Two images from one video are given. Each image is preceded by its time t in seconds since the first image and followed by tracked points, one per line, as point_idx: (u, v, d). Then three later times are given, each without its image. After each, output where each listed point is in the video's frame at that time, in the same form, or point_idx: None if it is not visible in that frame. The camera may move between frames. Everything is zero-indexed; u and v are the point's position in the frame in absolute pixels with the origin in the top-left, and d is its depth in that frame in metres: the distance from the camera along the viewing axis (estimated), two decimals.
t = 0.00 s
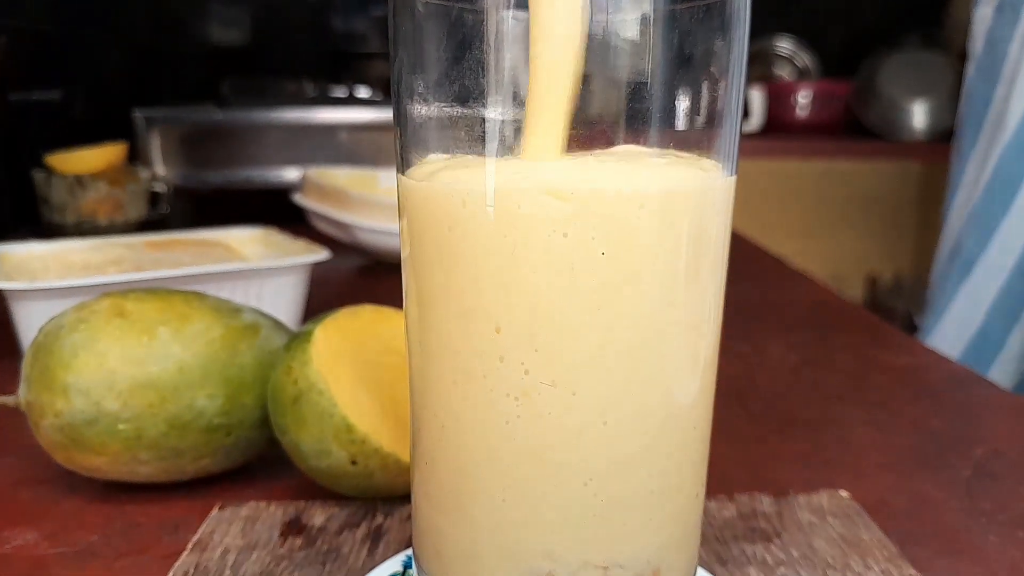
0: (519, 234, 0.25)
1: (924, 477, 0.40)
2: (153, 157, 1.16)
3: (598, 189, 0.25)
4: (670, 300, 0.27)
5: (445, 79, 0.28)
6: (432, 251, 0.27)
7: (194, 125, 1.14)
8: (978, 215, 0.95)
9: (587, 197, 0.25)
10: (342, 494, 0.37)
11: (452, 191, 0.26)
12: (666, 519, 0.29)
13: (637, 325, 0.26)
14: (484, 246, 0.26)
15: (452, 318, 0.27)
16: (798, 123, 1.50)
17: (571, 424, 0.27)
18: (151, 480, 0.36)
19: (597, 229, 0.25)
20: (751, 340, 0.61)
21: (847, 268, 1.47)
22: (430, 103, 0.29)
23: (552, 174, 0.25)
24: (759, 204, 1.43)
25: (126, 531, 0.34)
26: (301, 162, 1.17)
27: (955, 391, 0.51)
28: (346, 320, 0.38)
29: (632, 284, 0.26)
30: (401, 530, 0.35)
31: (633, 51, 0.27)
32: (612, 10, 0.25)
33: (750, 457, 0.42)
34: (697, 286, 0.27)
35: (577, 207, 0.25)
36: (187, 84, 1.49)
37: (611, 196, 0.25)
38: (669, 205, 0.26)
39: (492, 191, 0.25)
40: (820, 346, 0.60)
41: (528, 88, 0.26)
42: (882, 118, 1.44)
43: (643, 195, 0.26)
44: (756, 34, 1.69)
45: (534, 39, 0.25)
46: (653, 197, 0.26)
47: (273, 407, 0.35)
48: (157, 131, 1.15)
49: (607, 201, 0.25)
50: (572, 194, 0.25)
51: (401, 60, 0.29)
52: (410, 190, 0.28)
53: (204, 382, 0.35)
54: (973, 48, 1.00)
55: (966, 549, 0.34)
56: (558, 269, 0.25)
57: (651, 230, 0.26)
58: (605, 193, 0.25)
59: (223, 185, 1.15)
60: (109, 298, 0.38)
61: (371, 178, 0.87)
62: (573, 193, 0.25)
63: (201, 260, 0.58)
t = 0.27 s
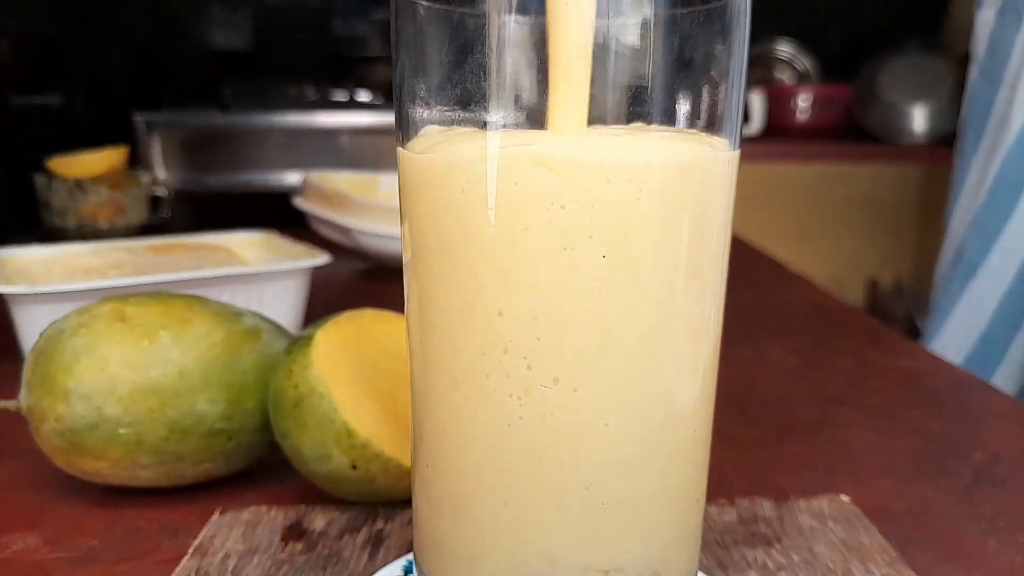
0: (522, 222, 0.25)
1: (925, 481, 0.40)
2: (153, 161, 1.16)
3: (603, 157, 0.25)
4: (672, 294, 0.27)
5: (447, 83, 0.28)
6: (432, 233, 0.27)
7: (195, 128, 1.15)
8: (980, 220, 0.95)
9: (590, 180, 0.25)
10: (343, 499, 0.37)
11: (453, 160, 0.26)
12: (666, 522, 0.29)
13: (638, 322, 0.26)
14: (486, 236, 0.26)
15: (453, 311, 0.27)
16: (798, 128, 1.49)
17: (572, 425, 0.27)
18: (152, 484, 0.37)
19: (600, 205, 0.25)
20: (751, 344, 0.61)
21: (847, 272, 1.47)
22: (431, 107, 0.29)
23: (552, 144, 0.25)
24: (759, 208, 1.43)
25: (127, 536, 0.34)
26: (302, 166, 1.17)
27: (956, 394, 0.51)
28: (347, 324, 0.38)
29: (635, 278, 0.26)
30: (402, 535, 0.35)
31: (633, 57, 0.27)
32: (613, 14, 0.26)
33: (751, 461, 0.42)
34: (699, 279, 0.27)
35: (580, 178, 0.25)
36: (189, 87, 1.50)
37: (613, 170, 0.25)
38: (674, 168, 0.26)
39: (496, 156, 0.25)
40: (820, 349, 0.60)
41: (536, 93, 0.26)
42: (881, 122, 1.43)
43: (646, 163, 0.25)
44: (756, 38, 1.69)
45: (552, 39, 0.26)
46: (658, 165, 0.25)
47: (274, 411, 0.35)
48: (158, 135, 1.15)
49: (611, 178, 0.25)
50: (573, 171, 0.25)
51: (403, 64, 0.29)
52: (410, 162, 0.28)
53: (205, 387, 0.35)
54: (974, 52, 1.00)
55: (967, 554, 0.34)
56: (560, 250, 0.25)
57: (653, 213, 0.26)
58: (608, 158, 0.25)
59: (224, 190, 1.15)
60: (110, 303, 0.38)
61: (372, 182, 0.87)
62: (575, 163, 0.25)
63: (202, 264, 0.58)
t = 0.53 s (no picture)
0: (524, 220, 0.25)
1: (926, 493, 0.40)
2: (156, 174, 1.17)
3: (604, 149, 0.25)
4: (672, 296, 0.27)
5: (447, 98, 0.29)
6: (432, 229, 0.27)
7: (196, 142, 1.15)
8: (983, 232, 0.95)
9: (590, 174, 0.25)
10: (344, 511, 0.37)
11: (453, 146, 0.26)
12: (667, 532, 0.29)
13: (639, 326, 0.27)
14: (487, 236, 0.26)
15: (453, 314, 0.27)
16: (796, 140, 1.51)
17: (573, 433, 0.27)
18: (154, 496, 0.37)
19: (600, 199, 0.25)
20: (751, 355, 0.61)
21: (848, 284, 1.47)
22: (431, 122, 0.29)
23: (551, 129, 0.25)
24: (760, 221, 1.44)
25: (128, 548, 0.34)
26: (304, 179, 1.18)
27: (956, 406, 0.51)
28: (349, 337, 0.38)
29: (636, 280, 0.26)
30: (403, 546, 0.35)
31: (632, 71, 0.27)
32: (611, 33, 0.26)
33: (752, 473, 0.42)
34: (698, 281, 0.28)
35: (581, 168, 0.25)
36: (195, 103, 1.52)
37: (613, 164, 0.25)
38: (672, 157, 0.26)
39: (497, 143, 0.25)
40: (821, 360, 0.60)
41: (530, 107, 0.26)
42: (882, 135, 1.44)
43: (647, 154, 0.25)
44: (756, 52, 1.70)
45: (536, 58, 0.26)
46: (658, 156, 0.26)
47: (275, 423, 0.35)
48: (160, 149, 1.16)
49: (611, 174, 0.25)
50: (574, 166, 0.25)
51: (405, 80, 0.30)
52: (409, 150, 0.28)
53: (207, 399, 0.35)
54: (975, 67, 1.01)
55: (968, 566, 0.34)
56: (561, 245, 0.25)
57: (654, 210, 0.26)
58: (608, 145, 0.25)
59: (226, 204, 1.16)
60: (113, 316, 0.38)
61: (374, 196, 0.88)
62: (576, 155, 0.25)
63: (205, 277, 0.58)
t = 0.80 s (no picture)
0: (525, 214, 0.26)
1: (924, 500, 0.40)
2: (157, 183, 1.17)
3: (605, 141, 0.25)
4: (672, 295, 0.27)
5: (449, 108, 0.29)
6: (433, 222, 0.27)
7: (198, 151, 1.15)
8: (981, 239, 0.95)
9: (591, 168, 0.25)
10: (344, 518, 0.37)
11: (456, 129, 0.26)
12: (667, 537, 0.29)
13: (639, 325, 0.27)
14: (488, 236, 0.26)
15: (454, 310, 0.27)
16: (795, 148, 1.50)
17: (573, 435, 0.27)
18: (156, 504, 0.37)
19: (601, 191, 0.26)
20: (750, 363, 0.62)
21: (847, 292, 1.47)
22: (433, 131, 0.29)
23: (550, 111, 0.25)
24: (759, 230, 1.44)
25: (130, 555, 0.35)
26: (305, 188, 1.18)
27: (954, 413, 0.51)
28: (350, 345, 0.38)
29: (636, 277, 0.26)
30: (403, 553, 0.35)
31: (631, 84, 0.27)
32: (611, 43, 0.26)
33: (750, 480, 0.42)
34: (697, 278, 0.28)
35: (582, 160, 0.25)
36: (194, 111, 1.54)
37: (614, 157, 0.25)
38: (672, 150, 0.26)
39: (499, 134, 0.25)
40: (819, 368, 0.60)
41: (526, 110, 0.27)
42: (879, 142, 1.44)
43: (647, 146, 0.26)
44: (755, 60, 1.71)
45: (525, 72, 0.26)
46: (659, 148, 0.26)
47: (276, 430, 0.35)
48: (161, 158, 1.16)
49: (612, 168, 0.25)
50: (575, 160, 0.25)
51: (407, 89, 0.30)
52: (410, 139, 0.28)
53: (208, 407, 0.36)
54: (973, 75, 1.02)
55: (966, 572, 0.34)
56: (562, 238, 0.26)
57: (655, 204, 0.26)
58: (610, 138, 0.25)
59: (228, 213, 1.16)
60: (115, 324, 0.38)
61: (375, 204, 0.88)
62: (577, 149, 0.25)
63: (206, 285, 0.59)
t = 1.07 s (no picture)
0: (526, 212, 0.26)
1: (924, 506, 0.40)
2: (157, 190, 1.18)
3: (606, 138, 0.25)
4: (672, 298, 0.27)
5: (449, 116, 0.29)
6: (433, 219, 0.27)
7: (199, 158, 1.16)
8: (979, 245, 0.95)
9: (591, 165, 0.25)
10: (344, 525, 0.37)
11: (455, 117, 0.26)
12: (667, 544, 0.29)
13: (640, 329, 0.27)
14: (488, 238, 0.26)
15: (454, 308, 0.27)
16: (793, 156, 1.51)
17: (574, 442, 0.27)
18: (156, 510, 0.37)
19: (601, 190, 0.26)
20: (750, 369, 0.62)
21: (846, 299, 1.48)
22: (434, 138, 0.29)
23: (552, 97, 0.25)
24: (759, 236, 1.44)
25: (130, 561, 0.35)
26: (305, 195, 1.19)
27: (954, 420, 0.51)
28: (351, 352, 0.38)
29: (637, 278, 0.26)
30: (403, 560, 0.35)
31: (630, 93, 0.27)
32: (611, 52, 0.27)
33: (750, 487, 0.42)
34: (697, 282, 0.28)
35: (582, 157, 0.25)
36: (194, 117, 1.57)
37: (615, 155, 0.25)
38: (673, 148, 0.26)
39: (499, 130, 0.25)
40: (819, 375, 0.60)
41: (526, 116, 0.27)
42: (880, 150, 1.44)
43: (648, 143, 0.26)
44: (754, 68, 1.71)
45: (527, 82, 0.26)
46: (659, 146, 0.26)
47: (277, 437, 0.35)
48: (162, 165, 1.17)
49: (613, 166, 0.26)
50: (576, 157, 0.25)
51: (408, 97, 0.30)
52: (409, 135, 0.28)
53: (209, 413, 0.36)
54: (970, 82, 1.02)
55: None
56: (562, 237, 0.26)
57: (655, 203, 0.26)
58: (610, 136, 0.25)
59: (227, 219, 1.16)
60: (116, 331, 0.38)
61: (375, 211, 0.88)
62: (577, 146, 0.25)
63: (206, 292, 0.59)
